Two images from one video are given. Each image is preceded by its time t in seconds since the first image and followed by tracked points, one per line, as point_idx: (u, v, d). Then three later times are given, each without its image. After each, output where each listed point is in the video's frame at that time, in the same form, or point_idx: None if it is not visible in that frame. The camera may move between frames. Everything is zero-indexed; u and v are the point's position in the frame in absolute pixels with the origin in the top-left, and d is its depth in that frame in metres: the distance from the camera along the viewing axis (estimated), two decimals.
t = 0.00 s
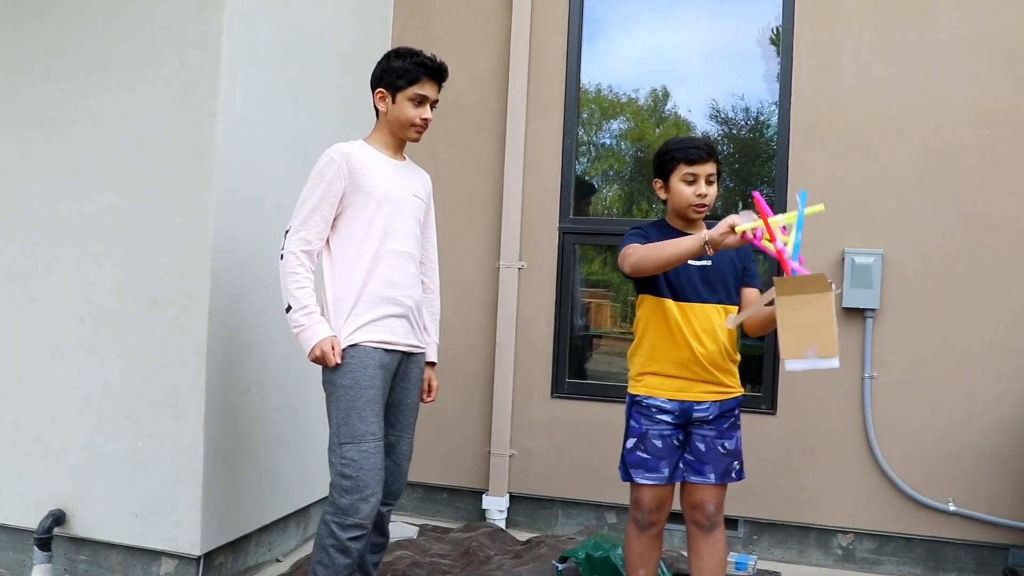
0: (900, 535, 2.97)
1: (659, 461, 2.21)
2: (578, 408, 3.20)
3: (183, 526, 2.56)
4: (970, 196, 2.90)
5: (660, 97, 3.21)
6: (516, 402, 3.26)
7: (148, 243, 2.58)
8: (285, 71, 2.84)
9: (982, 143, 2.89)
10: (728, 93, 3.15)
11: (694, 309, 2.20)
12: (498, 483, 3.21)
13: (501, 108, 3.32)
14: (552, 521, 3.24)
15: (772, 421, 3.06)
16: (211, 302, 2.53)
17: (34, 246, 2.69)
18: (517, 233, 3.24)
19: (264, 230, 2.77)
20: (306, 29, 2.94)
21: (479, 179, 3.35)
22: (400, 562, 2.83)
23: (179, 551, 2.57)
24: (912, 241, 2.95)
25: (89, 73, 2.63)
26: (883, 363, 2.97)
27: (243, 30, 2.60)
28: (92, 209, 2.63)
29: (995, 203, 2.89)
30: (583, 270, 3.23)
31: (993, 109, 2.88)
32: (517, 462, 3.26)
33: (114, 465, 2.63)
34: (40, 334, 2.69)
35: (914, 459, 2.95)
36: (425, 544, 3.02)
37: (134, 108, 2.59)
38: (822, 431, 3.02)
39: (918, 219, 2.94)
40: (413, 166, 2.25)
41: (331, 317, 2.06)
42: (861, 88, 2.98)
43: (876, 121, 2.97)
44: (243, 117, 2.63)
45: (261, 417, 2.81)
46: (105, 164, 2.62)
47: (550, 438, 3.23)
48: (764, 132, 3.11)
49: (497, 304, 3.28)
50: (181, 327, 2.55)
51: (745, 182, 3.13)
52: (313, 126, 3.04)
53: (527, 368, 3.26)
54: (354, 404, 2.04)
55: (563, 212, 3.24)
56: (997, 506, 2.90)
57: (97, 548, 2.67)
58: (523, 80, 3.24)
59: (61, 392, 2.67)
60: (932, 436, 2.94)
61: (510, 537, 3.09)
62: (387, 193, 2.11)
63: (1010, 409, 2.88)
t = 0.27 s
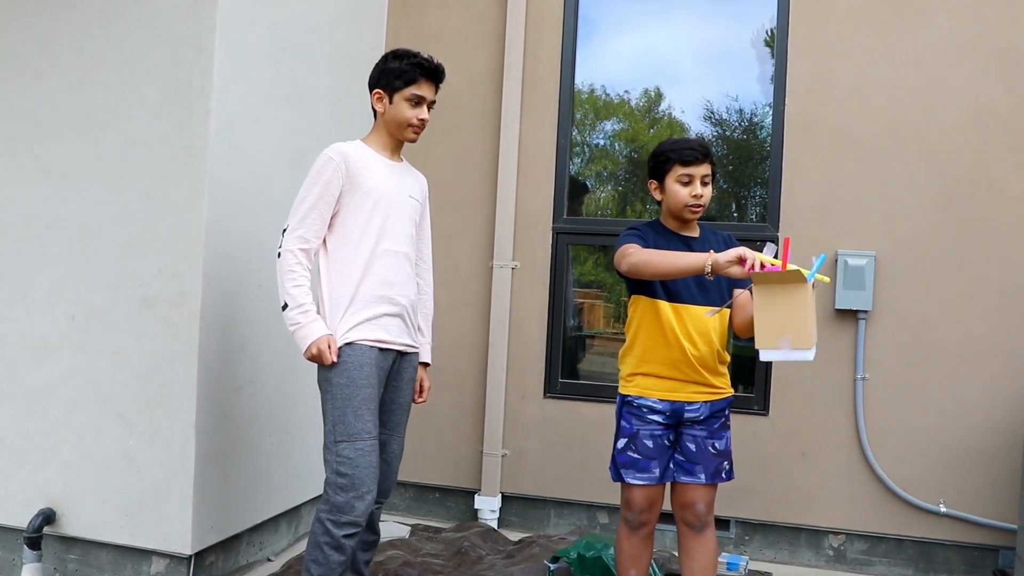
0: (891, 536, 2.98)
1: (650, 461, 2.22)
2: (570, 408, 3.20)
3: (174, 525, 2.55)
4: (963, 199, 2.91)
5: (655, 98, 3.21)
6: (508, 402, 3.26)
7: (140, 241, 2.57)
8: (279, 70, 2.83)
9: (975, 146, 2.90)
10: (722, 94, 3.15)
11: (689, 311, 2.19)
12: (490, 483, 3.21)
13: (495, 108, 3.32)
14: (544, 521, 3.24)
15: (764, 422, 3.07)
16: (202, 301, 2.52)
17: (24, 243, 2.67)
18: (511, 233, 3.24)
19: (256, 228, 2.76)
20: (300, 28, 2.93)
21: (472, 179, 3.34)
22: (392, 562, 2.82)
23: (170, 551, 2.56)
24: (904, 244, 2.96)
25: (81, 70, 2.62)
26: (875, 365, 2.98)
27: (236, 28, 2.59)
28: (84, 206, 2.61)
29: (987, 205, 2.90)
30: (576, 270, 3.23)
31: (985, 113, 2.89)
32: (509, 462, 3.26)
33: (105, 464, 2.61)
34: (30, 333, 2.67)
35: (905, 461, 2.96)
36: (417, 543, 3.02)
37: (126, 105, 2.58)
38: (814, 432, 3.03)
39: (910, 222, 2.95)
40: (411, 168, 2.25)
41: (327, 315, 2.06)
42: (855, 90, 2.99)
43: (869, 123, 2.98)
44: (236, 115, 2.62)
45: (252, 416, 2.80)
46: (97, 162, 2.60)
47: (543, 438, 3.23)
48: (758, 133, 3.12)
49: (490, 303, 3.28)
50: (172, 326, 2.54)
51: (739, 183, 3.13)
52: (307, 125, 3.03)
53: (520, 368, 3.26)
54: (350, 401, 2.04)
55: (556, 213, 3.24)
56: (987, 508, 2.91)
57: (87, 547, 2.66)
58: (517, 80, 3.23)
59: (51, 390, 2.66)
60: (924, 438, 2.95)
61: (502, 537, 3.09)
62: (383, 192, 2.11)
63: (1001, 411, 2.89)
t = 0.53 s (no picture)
0: (882, 536, 2.99)
1: (641, 461, 2.23)
2: (563, 407, 3.20)
3: (166, 524, 2.55)
4: (954, 200, 2.93)
5: (648, 98, 3.22)
6: (501, 401, 3.26)
7: (132, 239, 2.56)
8: (272, 68, 2.83)
9: (966, 148, 2.92)
10: (716, 94, 3.16)
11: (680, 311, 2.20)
12: (482, 482, 3.21)
13: (489, 108, 3.32)
14: (536, 520, 3.24)
15: (756, 422, 3.08)
16: (195, 300, 2.52)
17: (17, 241, 2.67)
18: (504, 233, 3.24)
19: (249, 227, 2.76)
20: (293, 26, 2.93)
21: (466, 178, 3.34)
22: (384, 561, 2.82)
23: (161, 549, 2.55)
24: (895, 245, 2.97)
25: (74, 68, 2.61)
26: (867, 365, 2.99)
27: (230, 26, 2.59)
28: (76, 204, 2.61)
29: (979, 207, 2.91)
30: (569, 270, 3.24)
31: (977, 115, 2.91)
32: (501, 462, 3.26)
33: (97, 463, 2.61)
34: (22, 331, 2.67)
35: (896, 461, 2.97)
36: (409, 543, 3.02)
37: (119, 104, 2.58)
38: (806, 432, 3.04)
39: (902, 223, 2.96)
40: (405, 169, 2.25)
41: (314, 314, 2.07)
42: (847, 92, 3.00)
43: (862, 124, 2.99)
44: (229, 113, 2.61)
45: (245, 414, 2.80)
46: (89, 160, 2.60)
47: (535, 438, 3.23)
48: (752, 134, 3.13)
49: (483, 303, 3.28)
50: (165, 324, 2.54)
51: (732, 183, 3.14)
52: (300, 124, 3.03)
53: (513, 367, 3.26)
54: (332, 402, 2.04)
55: (550, 212, 3.25)
56: (977, 508, 2.92)
57: (79, 546, 2.66)
58: (511, 80, 3.24)
59: (43, 389, 2.65)
60: (915, 439, 2.96)
61: (494, 537, 3.10)
62: (375, 192, 2.11)
63: (992, 412, 2.90)
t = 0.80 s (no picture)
0: (875, 535, 3.00)
1: (632, 459, 2.23)
2: (557, 407, 3.21)
3: (160, 522, 2.56)
4: (946, 200, 2.94)
5: (642, 98, 3.23)
6: (495, 400, 3.28)
7: (127, 238, 2.58)
8: (267, 68, 2.85)
9: (958, 148, 2.93)
10: (710, 94, 3.17)
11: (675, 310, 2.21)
12: (477, 481, 3.23)
13: (484, 108, 3.33)
14: (531, 519, 3.25)
15: (750, 422, 3.09)
16: (190, 298, 2.53)
17: (13, 240, 2.69)
18: (499, 233, 3.25)
19: (244, 226, 2.77)
20: (288, 26, 2.94)
21: (461, 178, 3.36)
22: (378, 559, 2.83)
23: (156, 547, 2.56)
24: (888, 245, 2.98)
25: (70, 67, 2.63)
26: (859, 364, 3.00)
27: (224, 26, 2.61)
28: (71, 203, 2.62)
29: (970, 207, 2.92)
30: (563, 269, 3.25)
31: (969, 115, 2.92)
32: (496, 461, 3.27)
33: (92, 461, 2.62)
34: (17, 329, 2.68)
35: (889, 460, 2.98)
36: (404, 541, 3.03)
37: (114, 103, 2.59)
38: (799, 431, 3.05)
39: (895, 223, 2.98)
40: (396, 165, 2.25)
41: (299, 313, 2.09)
42: (840, 92, 3.01)
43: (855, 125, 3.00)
44: (223, 113, 2.63)
45: (239, 413, 2.81)
46: (85, 160, 2.61)
47: (530, 437, 3.24)
48: (746, 133, 3.14)
49: (478, 302, 3.29)
50: (159, 322, 2.55)
51: (726, 183, 3.15)
52: (295, 123, 3.04)
53: (507, 367, 3.27)
54: (308, 406, 2.06)
55: (544, 212, 3.26)
56: (970, 507, 2.93)
57: (74, 543, 2.67)
58: (506, 80, 3.25)
59: (38, 387, 2.66)
60: (908, 438, 2.97)
61: (488, 535, 3.10)
62: (362, 190, 2.12)
63: (984, 411, 2.91)
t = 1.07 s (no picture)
0: (872, 533, 3.00)
1: (629, 458, 2.25)
2: (555, 405, 3.22)
3: (158, 520, 2.56)
4: (942, 199, 2.95)
5: (640, 97, 3.23)
6: (493, 399, 3.28)
7: (126, 236, 2.58)
8: (265, 68, 2.85)
9: (955, 147, 2.93)
10: (708, 93, 3.18)
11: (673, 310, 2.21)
12: (475, 480, 3.23)
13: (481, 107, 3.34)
14: (529, 518, 3.26)
15: (747, 420, 3.09)
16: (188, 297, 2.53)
17: (11, 239, 2.69)
18: (497, 232, 3.26)
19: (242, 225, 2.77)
20: (285, 26, 2.95)
21: (459, 177, 3.36)
22: (376, 558, 2.84)
23: (155, 546, 2.56)
24: (885, 243, 2.99)
25: (68, 67, 2.63)
26: (857, 363, 3.00)
27: (222, 25, 2.61)
28: (69, 203, 2.63)
29: (967, 206, 2.93)
30: (561, 268, 3.26)
31: (966, 114, 2.93)
32: (494, 459, 3.28)
33: (90, 460, 2.63)
34: (16, 329, 2.69)
35: (886, 459, 2.99)
36: (402, 540, 3.03)
37: (112, 102, 2.59)
38: (795, 430, 3.05)
39: (892, 221, 2.98)
40: (378, 157, 2.23)
41: (287, 315, 2.08)
42: (838, 91, 3.02)
43: (852, 124, 3.01)
44: (221, 112, 2.63)
45: (237, 412, 2.82)
46: (82, 159, 2.61)
47: (528, 436, 3.25)
48: (743, 132, 3.14)
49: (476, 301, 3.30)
50: (158, 321, 2.55)
51: (723, 182, 3.16)
52: (293, 123, 3.04)
53: (505, 366, 3.28)
54: (300, 411, 2.06)
55: (542, 211, 3.27)
56: (967, 505, 2.93)
57: (73, 542, 2.67)
58: (503, 79, 3.25)
59: (36, 386, 2.67)
60: (905, 436, 2.97)
61: (486, 534, 3.11)
62: (344, 186, 2.10)
63: (980, 409, 2.92)
